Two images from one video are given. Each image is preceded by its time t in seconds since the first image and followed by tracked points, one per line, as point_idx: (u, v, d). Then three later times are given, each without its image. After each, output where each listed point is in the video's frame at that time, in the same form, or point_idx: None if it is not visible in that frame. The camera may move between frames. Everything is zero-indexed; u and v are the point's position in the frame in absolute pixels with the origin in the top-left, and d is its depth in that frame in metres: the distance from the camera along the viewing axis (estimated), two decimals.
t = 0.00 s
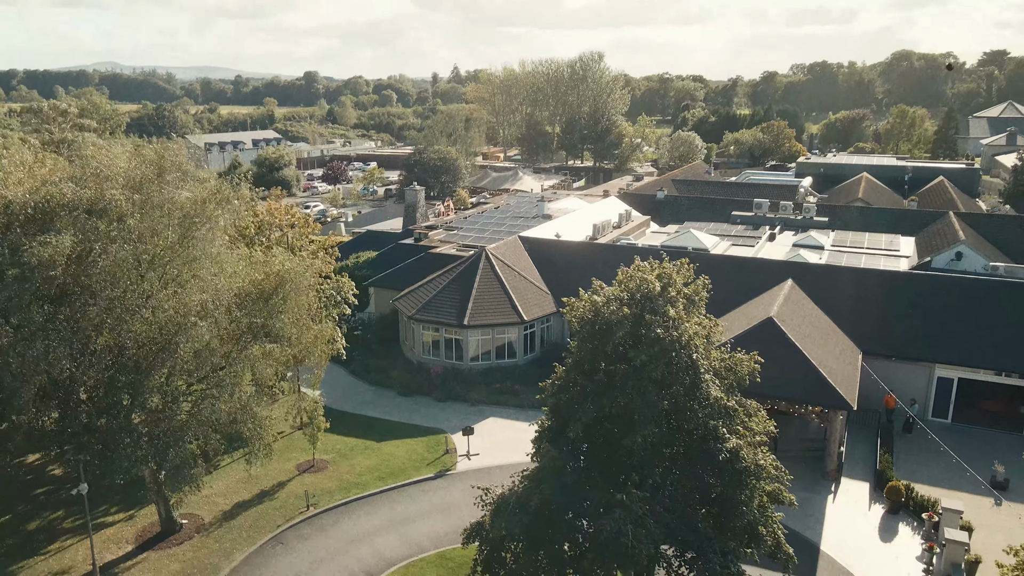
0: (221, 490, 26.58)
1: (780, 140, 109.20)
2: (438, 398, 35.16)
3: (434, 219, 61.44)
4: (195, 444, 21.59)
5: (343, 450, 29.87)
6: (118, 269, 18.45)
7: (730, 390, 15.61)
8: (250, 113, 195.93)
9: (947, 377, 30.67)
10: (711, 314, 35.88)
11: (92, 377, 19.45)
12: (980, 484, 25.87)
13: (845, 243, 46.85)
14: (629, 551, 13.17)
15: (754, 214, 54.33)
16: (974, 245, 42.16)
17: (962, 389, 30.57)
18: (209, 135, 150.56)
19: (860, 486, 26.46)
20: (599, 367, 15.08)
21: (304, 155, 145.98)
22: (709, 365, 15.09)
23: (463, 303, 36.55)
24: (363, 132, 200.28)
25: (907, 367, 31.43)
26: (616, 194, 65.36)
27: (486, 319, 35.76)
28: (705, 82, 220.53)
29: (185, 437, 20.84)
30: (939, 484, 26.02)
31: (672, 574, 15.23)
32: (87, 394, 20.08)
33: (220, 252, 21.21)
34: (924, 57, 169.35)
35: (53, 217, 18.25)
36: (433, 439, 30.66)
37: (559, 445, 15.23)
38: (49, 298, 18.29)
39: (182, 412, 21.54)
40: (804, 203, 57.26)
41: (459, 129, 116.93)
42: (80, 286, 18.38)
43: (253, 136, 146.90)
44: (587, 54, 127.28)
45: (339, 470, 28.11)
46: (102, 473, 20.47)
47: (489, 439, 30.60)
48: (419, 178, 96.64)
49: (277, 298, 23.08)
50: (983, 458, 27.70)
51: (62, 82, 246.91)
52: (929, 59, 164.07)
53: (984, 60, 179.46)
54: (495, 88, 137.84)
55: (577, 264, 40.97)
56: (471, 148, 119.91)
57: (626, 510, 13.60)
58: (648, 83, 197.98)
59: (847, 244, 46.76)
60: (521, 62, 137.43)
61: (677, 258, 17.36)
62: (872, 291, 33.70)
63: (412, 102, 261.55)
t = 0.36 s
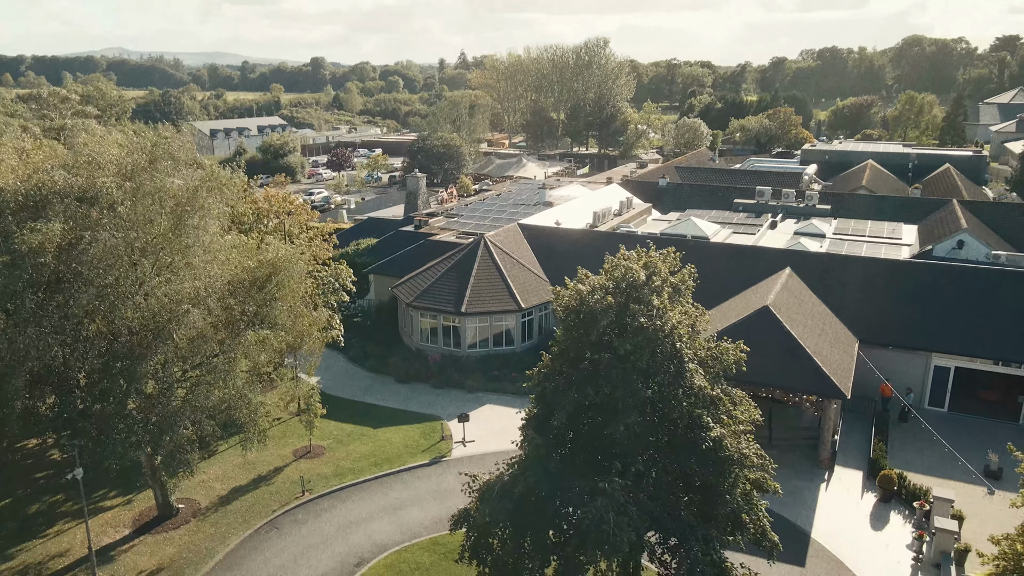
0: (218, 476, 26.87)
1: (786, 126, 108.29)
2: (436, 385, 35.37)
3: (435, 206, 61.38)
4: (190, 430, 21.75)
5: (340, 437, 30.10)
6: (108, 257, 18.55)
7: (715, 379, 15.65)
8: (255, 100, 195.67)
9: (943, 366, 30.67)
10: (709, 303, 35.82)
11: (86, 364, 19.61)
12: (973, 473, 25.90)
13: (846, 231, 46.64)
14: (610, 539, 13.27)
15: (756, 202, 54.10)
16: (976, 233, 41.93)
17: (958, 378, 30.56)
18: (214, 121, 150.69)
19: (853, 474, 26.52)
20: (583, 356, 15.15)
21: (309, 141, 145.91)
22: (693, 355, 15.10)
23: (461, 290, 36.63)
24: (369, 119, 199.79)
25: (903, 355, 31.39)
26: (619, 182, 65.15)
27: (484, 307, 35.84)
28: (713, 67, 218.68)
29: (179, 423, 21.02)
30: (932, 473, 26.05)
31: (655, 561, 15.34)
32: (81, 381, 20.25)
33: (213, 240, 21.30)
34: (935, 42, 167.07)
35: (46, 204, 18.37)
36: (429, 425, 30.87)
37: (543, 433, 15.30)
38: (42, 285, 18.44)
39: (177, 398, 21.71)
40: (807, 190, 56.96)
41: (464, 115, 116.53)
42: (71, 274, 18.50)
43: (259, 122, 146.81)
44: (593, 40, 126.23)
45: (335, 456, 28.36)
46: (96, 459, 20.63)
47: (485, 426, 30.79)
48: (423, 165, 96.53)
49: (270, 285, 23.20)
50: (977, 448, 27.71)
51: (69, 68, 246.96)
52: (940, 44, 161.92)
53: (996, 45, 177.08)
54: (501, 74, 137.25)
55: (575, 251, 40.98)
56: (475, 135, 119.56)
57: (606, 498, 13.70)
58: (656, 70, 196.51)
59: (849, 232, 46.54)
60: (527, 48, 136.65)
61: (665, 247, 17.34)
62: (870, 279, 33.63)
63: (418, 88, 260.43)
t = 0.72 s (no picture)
0: (213, 463, 27.09)
1: (791, 114, 107.34)
2: (432, 374, 35.51)
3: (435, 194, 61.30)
4: (181, 419, 21.90)
5: (335, 425, 30.28)
6: (96, 247, 18.68)
7: (699, 371, 15.68)
8: (259, 87, 195.34)
9: (937, 356, 30.71)
10: (706, 293, 35.77)
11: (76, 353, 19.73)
12: (964, 464, 25.92)
13: (846, 221, 46.43)
14: (589, 529, 13.33)
15: (757, 190, 53.87)
16: (976, 223, 41.70)
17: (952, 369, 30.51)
18: (218, 108, 150.67)
19: (845, 464, 26.55)
20: (567, 347, 15.16)
21: (313, 129, 145.69)
22: (677, 347, 15.12)
23: (457, 279, 36.68)
24: (373, 106, 199.11)
25: (898, 345, 31.33)
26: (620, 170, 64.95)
27: (480, 296, 35.88)
28: (719, 54, 216.74)
29: (170, 411, 21.14)
30: (924, 464, 26.08)
31: (638, 550, 15.45)
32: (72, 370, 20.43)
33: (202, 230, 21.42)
34: (945, 28, 164.84)
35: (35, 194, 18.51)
36: (424, 414, 31.01)
37: (526, 424, 15.34)
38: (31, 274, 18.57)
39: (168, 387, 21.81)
40: (808, 179, 56.65)
41: (466, 103, 116.05)
42: (60, 263, 18.62)
43: (262, 109, 146.61)
44: (597, 27, 125.23)
45: (330, 444, 28.53)
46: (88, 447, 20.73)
47: (479, 415, 30.92)
48: (424, 153, 96.31)
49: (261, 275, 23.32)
50: (969, 439, 27.73)
51: (74, 55, 246.81)
52: (950, 31, 159.75)
53: (1006, 31, 174.56)
54: (504, 61, 136.49)
55: (573, 240, 40.93)
56: (478, 123, 119.10)
57: (587, 489, 13.76)
58: (661, 56, 195.03)
59: (849, 221, 46.32)
60: (530, 35, 135.76)
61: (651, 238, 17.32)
62: (866, 269, 33.53)
63: (423, 75, 259.25)
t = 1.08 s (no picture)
0: (207, 451, 27.32)
1: (794, 103, 106.46)
2: (427, 363, 35.62)
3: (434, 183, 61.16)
4: (173, 408, 22.00)
5: (329, 414, 30.42)
6: (84, 236, 18.79)
7: (682, 362, 15.67)
8: (262, 74, 194.85)
9: (932, 346, 30.71)
10: (701, 284, 35.70)
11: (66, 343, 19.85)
12: (955, 455, 25.93)
13: (845, 210, 46.23)
14: (568, 522, 13.38)
15: (756, 180, 53.60)
16: (975, 213, 41.48)
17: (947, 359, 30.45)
18: (220, 96, 150.33)
19: (836, 455, 26.58)
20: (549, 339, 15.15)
21: (315, 117, 145.35)
22: (660, 339, 15.06)
23: (453, 269, 36.66)
24: (375, 94, 198.21)
25: (892, 336, 31.29)
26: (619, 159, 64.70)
27: (475, 286, 35.88)
28: (725, 41, 215.15)
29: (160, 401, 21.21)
30: (915, 455, 26.10)
31: (620, 541, 15.54)
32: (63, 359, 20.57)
33: (191, 221, 21.46)
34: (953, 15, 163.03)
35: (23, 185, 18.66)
36: (418, 403, 31.11)
37: (508, 415, 15.37)
38: (20, 265, 18.71)
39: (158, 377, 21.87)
40: (808, 169, 56.39)
41: (467, 91, 115.58)
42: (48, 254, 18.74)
43: (264, 97, 146.27)
44: (599, 14, 124.29)
45: (323, 433, 28.70)
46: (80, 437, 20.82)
47: (473, 405, 31.00)
48: (425, 142, 95.95)
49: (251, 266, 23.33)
50: (962, 430, 27.72)
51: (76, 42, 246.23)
52: (957, 18, 158.06)
53: (1014, 18, 172.79)
54: (506, 49, 135.71)
55: (569, 230, 40.85)
56: (480, 110, 118.53)
57: (567, 481, 13.78)
58: (666, 44, 193.73)
59: (848, 211, 46.11)
60: (533, 23, 134.92)
61: (636, 229, 17.26)
62: (861, 260, 33.42)
63: (426, 62, 258.02)
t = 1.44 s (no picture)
0: (201, 441, 27.50)
1: (797, 91, 105.64)
2: (422, 353, 35.72)
3: (432, 172, 61.02)
4: (164, 398, 22.09)
5: (322, 403, 30.57)
6: (72, 228, 18.87)
7: (666, 356, 15.69)
8: (263, 62, 194.06)
9: (926, 338, 30.68)
10: (697, 275, 35.63)
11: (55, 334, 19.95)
12: (946, 447, 25.96)
13: (843, 201, 46.02)
14: (548, 515, 13.43)
15: (755, 169, 53.35)
16: (973, 204, 41.27)
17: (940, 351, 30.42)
18: (220, 83, 149.83)
19: (827, 446, 26.62)
20: (531, 332, 15.17)
21: (316, 105, 144.89)
22: (642, 333, 15.06)
23: (448, 259, 36.66)
24: (377, 82, 197.50)
25: (886, 327, 31.27)
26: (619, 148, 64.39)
27: (470, 276, 35.88)
28: (729, 28, 213.25)
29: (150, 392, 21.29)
30: (906, 447, 26.13)
31: (603, 533, 15.65)
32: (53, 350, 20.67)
33: (180, 212, 21.49)
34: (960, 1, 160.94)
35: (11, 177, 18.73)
36: (411, 393, 31.22)
37: (492, 407, 15.41)
38: (8, 256, 18.82)
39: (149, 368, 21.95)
40: (807, 158, 56.14)
41: (468, 79, 115.00)
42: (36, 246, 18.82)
43: (266, 85, 145.75)
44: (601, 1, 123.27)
45: (317, 423, 28.85)
46: (71, 427, 20.95)
47: (466, 395, 31.09)
48: (425, 130, 95.67)
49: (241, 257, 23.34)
50: (954, 422, 27.75)
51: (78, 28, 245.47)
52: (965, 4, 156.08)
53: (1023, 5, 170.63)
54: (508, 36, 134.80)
55: (566, 220, 40.77)
56: (481, 99, 118.05)
57: (547, 474, 13.84)
58: (669, 31, 192.17)
59: (846, 201, 45.91)
60: (534, 10, 133.90)
61: (622, 222, 17.22)
62: (857, 251, 33.32)
63: (429, 49, 256.61)
